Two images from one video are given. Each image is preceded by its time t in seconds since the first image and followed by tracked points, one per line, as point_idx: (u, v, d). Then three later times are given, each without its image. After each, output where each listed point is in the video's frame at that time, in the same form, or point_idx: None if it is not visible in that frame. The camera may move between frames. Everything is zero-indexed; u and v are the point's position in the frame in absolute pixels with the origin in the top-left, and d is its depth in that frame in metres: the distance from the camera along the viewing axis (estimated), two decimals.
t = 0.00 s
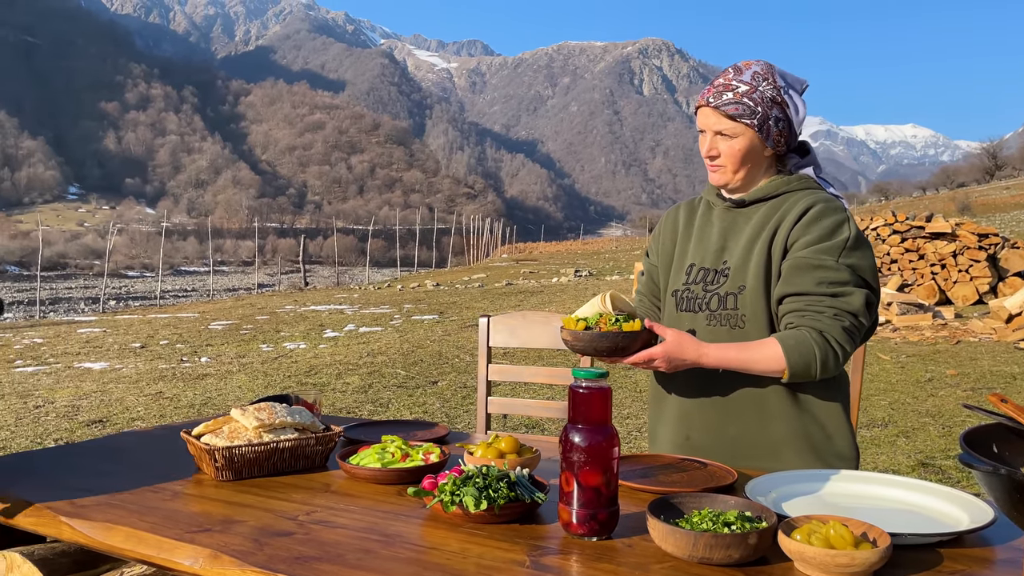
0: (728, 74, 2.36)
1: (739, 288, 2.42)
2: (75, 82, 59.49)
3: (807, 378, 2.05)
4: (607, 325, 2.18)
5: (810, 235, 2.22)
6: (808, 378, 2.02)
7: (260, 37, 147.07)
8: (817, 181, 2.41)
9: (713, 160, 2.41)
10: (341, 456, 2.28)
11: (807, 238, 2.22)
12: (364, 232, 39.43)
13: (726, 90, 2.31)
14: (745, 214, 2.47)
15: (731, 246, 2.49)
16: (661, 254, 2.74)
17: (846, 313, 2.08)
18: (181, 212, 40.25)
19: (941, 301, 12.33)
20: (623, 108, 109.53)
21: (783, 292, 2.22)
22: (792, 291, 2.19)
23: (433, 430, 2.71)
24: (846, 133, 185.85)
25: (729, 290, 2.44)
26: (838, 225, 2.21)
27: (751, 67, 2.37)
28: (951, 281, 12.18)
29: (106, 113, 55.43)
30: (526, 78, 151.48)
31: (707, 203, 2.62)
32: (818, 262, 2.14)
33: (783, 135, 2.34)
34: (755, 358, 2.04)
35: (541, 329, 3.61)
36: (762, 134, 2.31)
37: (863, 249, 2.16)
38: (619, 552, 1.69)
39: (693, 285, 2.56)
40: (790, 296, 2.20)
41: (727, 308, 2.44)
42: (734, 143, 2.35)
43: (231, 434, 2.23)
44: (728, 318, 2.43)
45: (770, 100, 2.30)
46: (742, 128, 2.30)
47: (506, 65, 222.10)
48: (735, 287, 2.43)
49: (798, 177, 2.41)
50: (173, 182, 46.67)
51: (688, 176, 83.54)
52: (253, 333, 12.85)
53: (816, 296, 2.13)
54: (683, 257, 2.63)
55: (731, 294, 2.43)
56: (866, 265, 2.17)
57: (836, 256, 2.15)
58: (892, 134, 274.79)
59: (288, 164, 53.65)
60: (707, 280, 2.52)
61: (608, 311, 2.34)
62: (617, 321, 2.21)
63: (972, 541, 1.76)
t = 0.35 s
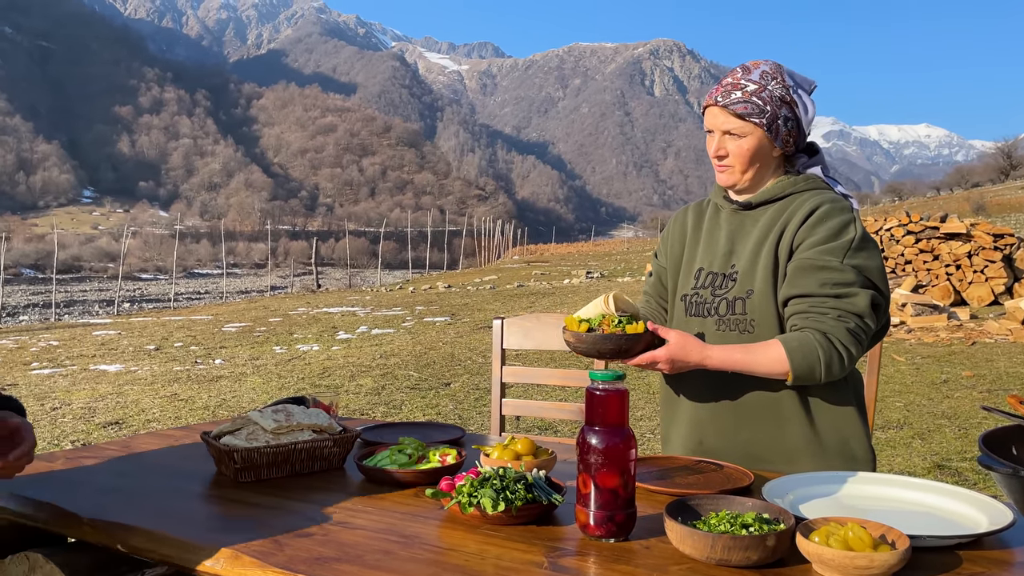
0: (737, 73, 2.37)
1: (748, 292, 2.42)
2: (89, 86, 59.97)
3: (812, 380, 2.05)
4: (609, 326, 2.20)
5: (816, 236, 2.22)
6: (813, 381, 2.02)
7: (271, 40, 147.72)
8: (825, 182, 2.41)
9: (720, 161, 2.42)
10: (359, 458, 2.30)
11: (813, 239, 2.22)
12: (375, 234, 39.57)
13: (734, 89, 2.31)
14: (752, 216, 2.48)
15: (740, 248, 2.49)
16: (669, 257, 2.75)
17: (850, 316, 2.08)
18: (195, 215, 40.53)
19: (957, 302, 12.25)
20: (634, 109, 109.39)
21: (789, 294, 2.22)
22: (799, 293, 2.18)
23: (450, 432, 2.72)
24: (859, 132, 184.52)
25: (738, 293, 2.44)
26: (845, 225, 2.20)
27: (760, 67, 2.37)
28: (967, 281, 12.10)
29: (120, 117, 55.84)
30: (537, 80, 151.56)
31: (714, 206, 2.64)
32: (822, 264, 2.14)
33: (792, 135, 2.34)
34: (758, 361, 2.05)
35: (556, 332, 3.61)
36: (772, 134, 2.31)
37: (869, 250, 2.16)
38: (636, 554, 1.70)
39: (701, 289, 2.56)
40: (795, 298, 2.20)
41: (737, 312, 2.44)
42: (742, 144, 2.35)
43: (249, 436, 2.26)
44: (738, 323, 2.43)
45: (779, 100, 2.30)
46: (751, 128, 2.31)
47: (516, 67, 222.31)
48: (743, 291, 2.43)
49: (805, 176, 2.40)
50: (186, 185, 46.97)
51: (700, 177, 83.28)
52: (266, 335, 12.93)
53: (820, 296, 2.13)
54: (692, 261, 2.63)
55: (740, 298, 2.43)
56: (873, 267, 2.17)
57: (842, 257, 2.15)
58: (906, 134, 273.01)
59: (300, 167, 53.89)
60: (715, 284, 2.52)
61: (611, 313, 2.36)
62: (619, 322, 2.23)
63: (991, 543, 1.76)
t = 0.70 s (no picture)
0: (754, 74, 2.37)
1: (757, 298, 2.43)
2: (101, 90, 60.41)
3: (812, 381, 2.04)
4: (604, 331, 2.24)
5: (822, 239, 2.23)
6: (813, 381, 2.02)
7: (282, 44, 148.23)
8: (833, 184, 2.42)
9: (732, 163, 2.43)
10: (371, 460, 2.30)
11: (820, 241, 2.23)
12: (385, 236, 39.67)
13: (750, 90, 2.32)
14: (760, 219, 2.49)
15: (750, 251, 2.49)
16: (673, 260, 2.74)
17: (853, 315, 2.08)
18: (206, 218, 40.78)
19: (970, 304, 12.15)
20: (643, 110, 109.22)
21: (794, 293, 2.22)
22: (805, 292, 2.18)
23: (458, 433, 2.74)
24: (871, 132, 183.19)
25: (747, 300, 2.45)
26: (850, 228, 2.21)
27: (775, 68, 2.39)
28: (980, 282, 11.99)
29: (132, 121, 56.21)
30: (546, 83, 151.61)
31: (721, 209, 2.64)
32: (827, 264, 2.15)
33: (805, 138, 2.37)
34: (759, 361, 2.05)
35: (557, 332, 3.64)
36: (786, 136, 2.33)
37: (875, 254, 2.17)
38: (648, 556, 1.70)
39: (711, 294, 2.56)
40: (799, 299, 2.21)
41: (747, 318, 2.44)
42: (756, 145, 2.36)
43: (262, 438, 2.27)
44: (749, 329, 2.44)
45: (793, 102, 2.33)
46: (765, 128, 2.32)
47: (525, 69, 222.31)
48: (752, 297, 2.44)
49: (814, 178, 2.43)
50: (197, 189, 47.25)
51: (710, 178, 83.05)
52: (278, 338, 12.98)
53: (823, 295, 2.13)
54: (699, 266, 2.64)
55: (749, 304, 2.44)
56: (878, 268, 2.18)
57: (849, 257, 2.16)
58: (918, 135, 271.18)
59: (311, 169, 54.10)
60: (725, 289, 2.52)
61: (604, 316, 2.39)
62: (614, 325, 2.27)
63: (1003, 546, 1.75)
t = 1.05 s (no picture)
0: (763, 79, 2.38)
1: (760, 301, 2.44)
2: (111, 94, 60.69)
3: (783, 363, 2.08)
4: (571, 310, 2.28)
5: (822, 239, 2.24)
6: (786, 365, 2.08)
7: (290, 47, 148.46)
8: (836, 187, 2.43)
9: (740, 167, 2.42)
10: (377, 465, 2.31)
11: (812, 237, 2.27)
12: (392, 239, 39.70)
13: (760, 95, 2.33)
14: (763, 223, 2.50)
15: (751, 253, 2.51)
16: (676, 264, 2.76)
17: (834, 301, 2.13)
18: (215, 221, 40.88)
19: (979, 306, 12.15)
20: (651, 113, 109.03)
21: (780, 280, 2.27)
22: (788, 277, 2.24)
23: (466, 437, 2.75)
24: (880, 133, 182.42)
25: (750, 304, 2.46)
26: (851, 228, 2.23)
27: (784, 73, 2.40)
28: (989, 284, 12.03)
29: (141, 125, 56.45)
30: (554, 85, 151.59)
31: (726, 213, 2.65)
32: (821, 260, 2.18)
33: (813, 143, 2.39)
34: (728, 341, 2.13)
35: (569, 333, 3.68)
36: (794, 141, 2.34)
37: (865, 253, 2.21)
38: (653, 561, 1.70)
39: (715, 298, 2.57)
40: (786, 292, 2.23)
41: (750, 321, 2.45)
42: (765, 152, 2.37)
43: (270, 442, 2.29)
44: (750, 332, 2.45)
45: (803, 107, 2.34)
46: (771, 131, 2.33)
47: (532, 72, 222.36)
48: (755, 301, 2.45)
49: (820, 182, 2.44)
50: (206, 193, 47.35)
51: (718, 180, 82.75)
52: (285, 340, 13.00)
53: (803, 278, 2.19)
54: (704, 271, 2.66)
55: (752, 307, 2.45)
56: (865, 263, 2.22)
57: (840, 251, 2.20)
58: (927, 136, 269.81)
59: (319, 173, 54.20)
60: (729, 292, 2.53)
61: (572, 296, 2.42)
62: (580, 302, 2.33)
63: (1010, 551, 1.74)
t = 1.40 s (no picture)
0: (766, 80, 2.37)
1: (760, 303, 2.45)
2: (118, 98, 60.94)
3: (765, 357, 2.12)
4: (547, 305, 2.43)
5: (819, 239, 2.25)
6: (767, 354, 2.10)
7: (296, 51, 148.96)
8: (838, 189, 2.44)
9: (744, 170, 2.42)
10: (382, 468, 2.31)
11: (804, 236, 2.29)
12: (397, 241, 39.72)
13: (764, 97, 2.33)
14: (764, 225, 2.51)
15: (754, 256, 2.53)
16: (678, 265, 2.78)
17: (820, 295, 2.14)
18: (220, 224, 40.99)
19: (986, 307, 12.09)
20: (656, 115, 108.95)
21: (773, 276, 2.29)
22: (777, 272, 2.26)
23: (470, 440, 2.75)
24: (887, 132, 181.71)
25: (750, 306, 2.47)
26: (849, 227, 2.24)
27: (787, 74, 2.39)
28: (996, 286, 11.98)
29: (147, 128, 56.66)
30: (559, 87, 151.80)
31: (728, 214, 2.65)
32: (814, 258, 2.19)
33: (816, 145, 2.39)
34: (707, 332, 2.17)
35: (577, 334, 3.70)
36: (797, 143, 2.34)
37: (861, 253, 2.22)
38: (658, 565, 1.69)
39: (716, 300, 2.59)
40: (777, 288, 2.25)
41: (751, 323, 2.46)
42: (769, 153, 2.37)
43: (276, 447, 2.30)
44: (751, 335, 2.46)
45: (807, 109, 2.34)
46: (773, 132, 2.33)
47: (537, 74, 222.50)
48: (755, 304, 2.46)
49: (822, 184, 2.44)
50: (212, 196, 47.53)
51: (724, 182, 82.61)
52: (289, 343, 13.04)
53: (791, 272, 2.21)
54: (707, 273, 2.67)
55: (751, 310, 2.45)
56: (859, 264, 2.23)
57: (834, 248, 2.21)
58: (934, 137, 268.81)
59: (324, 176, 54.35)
60: (730, 295, 2.54)
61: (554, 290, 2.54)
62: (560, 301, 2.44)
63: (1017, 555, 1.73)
